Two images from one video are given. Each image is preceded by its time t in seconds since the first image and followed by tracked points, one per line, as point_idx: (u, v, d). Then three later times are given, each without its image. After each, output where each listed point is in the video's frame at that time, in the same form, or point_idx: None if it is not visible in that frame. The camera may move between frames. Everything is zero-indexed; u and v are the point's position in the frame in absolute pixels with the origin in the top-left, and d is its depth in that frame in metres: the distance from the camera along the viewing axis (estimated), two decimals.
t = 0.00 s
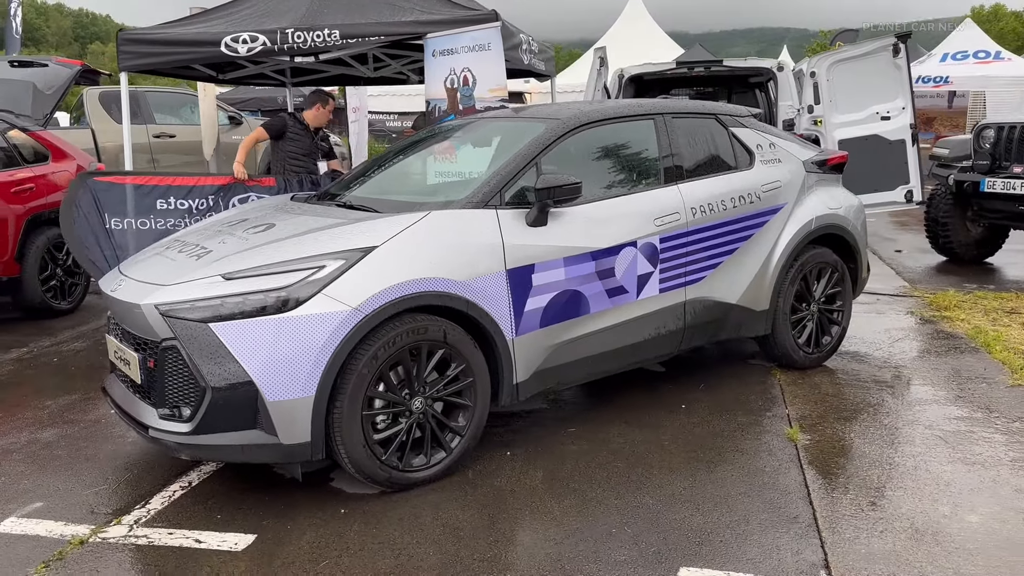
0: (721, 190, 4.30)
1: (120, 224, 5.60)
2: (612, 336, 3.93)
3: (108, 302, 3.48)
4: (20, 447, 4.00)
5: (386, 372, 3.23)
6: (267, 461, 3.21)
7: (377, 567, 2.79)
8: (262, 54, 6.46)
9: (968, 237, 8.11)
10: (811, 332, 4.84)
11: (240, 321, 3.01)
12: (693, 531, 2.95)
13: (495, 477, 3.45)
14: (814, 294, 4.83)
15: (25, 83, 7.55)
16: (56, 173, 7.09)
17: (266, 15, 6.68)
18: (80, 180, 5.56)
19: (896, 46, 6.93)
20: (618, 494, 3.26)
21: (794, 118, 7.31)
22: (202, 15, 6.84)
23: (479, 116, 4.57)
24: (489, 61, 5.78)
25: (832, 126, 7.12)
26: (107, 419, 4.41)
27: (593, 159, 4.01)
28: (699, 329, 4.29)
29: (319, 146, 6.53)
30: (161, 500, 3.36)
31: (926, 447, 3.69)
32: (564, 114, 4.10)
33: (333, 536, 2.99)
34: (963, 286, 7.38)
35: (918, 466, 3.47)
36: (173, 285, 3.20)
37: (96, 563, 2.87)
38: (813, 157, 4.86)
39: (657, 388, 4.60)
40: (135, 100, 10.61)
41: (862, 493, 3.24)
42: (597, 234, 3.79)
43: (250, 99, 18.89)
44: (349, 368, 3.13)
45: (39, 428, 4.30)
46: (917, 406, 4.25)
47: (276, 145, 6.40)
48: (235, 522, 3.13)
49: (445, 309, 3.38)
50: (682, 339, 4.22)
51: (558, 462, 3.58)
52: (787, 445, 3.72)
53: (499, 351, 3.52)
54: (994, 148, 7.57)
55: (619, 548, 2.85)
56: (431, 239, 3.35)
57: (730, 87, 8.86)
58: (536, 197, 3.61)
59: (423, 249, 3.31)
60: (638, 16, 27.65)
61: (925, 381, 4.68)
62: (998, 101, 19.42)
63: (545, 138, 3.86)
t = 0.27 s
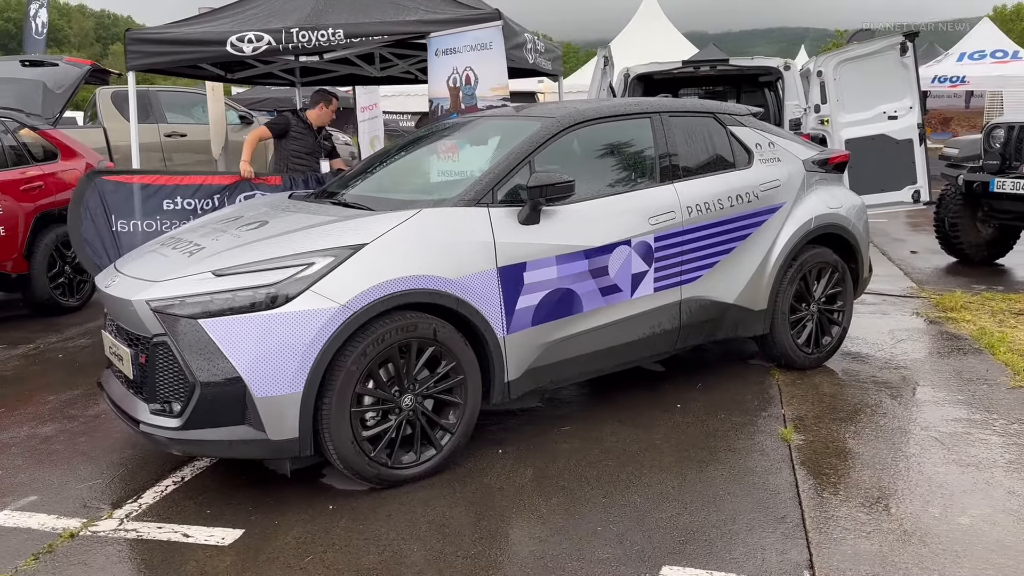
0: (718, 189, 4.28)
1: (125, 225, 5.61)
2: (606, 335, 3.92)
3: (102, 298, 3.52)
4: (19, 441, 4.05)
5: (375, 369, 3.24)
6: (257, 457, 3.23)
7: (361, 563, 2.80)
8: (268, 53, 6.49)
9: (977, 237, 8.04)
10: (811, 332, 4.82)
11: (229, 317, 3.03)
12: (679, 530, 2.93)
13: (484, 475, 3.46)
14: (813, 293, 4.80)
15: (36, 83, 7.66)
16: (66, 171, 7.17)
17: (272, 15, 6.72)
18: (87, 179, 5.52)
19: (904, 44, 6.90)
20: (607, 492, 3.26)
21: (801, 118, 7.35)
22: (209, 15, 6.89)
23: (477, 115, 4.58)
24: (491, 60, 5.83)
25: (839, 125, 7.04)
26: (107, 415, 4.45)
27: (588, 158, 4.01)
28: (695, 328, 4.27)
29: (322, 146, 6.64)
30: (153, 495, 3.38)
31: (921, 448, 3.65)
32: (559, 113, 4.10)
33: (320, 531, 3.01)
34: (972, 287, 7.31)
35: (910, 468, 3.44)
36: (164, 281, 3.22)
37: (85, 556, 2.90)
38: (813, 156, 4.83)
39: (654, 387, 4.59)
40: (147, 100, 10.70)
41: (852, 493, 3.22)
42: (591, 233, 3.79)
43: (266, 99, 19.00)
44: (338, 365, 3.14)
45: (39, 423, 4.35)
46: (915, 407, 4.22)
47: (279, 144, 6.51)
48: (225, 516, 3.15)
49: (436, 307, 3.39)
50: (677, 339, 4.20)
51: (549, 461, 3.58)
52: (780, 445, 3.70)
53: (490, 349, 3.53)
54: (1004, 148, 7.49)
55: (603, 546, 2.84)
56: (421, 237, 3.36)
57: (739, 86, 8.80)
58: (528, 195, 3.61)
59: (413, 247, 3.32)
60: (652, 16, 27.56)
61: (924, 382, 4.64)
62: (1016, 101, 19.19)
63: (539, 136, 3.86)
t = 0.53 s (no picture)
0: (716, 188, 4.27)
1: (129, 219, 5.71)
2: (601, 334, 3.92)
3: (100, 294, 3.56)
4: (21, 435, 4.11)
5: (365, 366, 3.26)
6: (248, 453, 3.26)
7: (347, 558, 2.81)
8: (275, 53, 6.54)
9: (989, 238, 7.96)
10: (811, 333, 4.79)
11: (220, 314, 3.06)
12: (664, 529, 2.93)
13: (475, 473, 3.47)
14: (814, 294, 4.77)
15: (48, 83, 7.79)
16: (77, 169, 7.26)
17: (279, 15, 6.77)
18: (94, 172, 5.64)
19: (913, 44, 6.84)
20: (596, 492, 3.25)
21: (809, 117, 7.18)
22: (218, 16, 6.95)
23: (476, 113, 4.59)
24: (495, 60, 5.84)
25: (848, 125, 7.00)
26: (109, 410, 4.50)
27: (584, 156, 4.00)
28: (692, 328, 4.26)
29: (328, 145, 6.71)
30: (147, 489, 3.42)
31: (915, 450, 3.62)
32: (556, 112, 4.10)
33: (309, 527, 3.03)
34: (982, 288, 7.23)
35: (904, 469, 3.41)
36: (158, 278, 3.26)
37: (77, 549, 2.94)
38: (815, 156, 4.81)
39: (652, 387, 4.58)
40: (160, 100, 10.81)
41: (842, 495, 3.20)
42: (585, 232, 3.79)
43: (283, 99, 19.12)
44: (328, 362, 3.17)
45: (42, 417, 4.41)
46: (914, 408, 4.19)
47: (285, 143, 6.57)
48: (216, 511, 3.19)
49: (428, 304, 3.40)
50: (674, 338, 4.20)
51: (541, 459, 3.58)
52: (773, 446, 3.68)
53: (482, 347, 3.54)
54: (1016, 148, 7.34)
55: (587, 545, 2.85)
56: (413, 235, 3.38)
57: (750, 86, 8.72)
58: (521, 193, 3.62)
59: (405, 245, 3.34)
60: (668, 16, 27.43)
61: (926, 383, 4.60)
62: None
63: (534, 136, 3.87)
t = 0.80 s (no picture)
0: (715, 190, 4.25)
1: (136, 214, 5.72)
2: (597, 335, 3.92)
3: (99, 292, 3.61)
4: (25, 431, 4.16)
5: (357, 366, 3.28)
6: (241, 451, 3.28)
7: (335, 556, 2.83)
8: (283, 54, 6.58)
9: (1003, 240, 7.86)
10: (814, 335, 4.76)
11: (212, 313, 3.08)
12: (652, 531, 2.92)
13: (468, 473, 3.47)
14: (817, 296, 4.75)
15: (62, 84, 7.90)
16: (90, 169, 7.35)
17: (289, 16, 6.82)
18: (103, 166, 5.64)
19: (925, 44, 6.74)
20: (587, 493, 3.25)
21: (819, 118, 7.19)
22: (228, 17, 7.00)
23: (477, 114, 4.60)
24: (500, 60, 5.84)
25: (858, 126, 6.95)
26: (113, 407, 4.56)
27: (582, 157, 4.00)
28: (691, 329, 4.24)
29: (335, 145, 6.77)
30: (143, 485, 3.46)
31: (913, 454, 3.59)
32: (554, 113, 4.10)
33: (299, 525, 3.05)
34: (995, 291, 7.14)
35: (899, 474, 3.38)
36: (154, 277, 3.29)
37: (70, 544, 2.98)
38: (818, 157, 4.77)
39: (651, 388, 4.57)
40: (176, 100, 10.92)
41: (835, 499, 3.17)
42: (581, 233, 3.79)
43: (302, 98, 19.22)
44: (320, 361, 3.19)
45: (47, 413, 4.47)
46: (915, 412, 4.14)
47: (292, 143, 6.62)
48: (209, 508, 3.22)
49: (421, 304, 3.42)
50: (672, 339, 4.18)
51: (534, 460, 3.59)
52: (769, 449, 3.66)
53: (476, 347, 3.54)
54: None
55: (573, 546, 2.84)
56: (407, 236, 3.39)
57: (763, 86, 8.63)
58: (516, 194, 3.62)
59: (398, 246, 3.35)
60: (687, 15, 27.30)
61: (929, 387, 4.55)
62: None
63: (530, 137, 3.87)
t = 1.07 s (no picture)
0: (715, 194, 4.22)
1: (153, 223, 5.83)
2: (594, 340, 3.91)
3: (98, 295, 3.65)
4: (29, 431, 4.22)
5: (350, 370, 3.29)
6: (235, 454, 3.31)
7: (323, 560, 2.85)
8: (293, 57, 6.62)
9: (1019, 244, 7.76)
10: (818, 340, 4.72)
11: (205, 317, 3.10)
12: (641, 539, 2.91)
13: (461, 478, 3.48)
14: (820, 301, 4.71)
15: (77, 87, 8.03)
16: (103, 170, 7.44)
17: (299, 19, 6.86)
18: (119, 177, 5.79)
19: (937, 46, 6.74)
20: (578, 499, 3.24)
21: (829, 121, 6.97)
22: (239, 20, 7.05)
23: (477, 119, 4.61)
24: (505, 63, 5.86)
25: (870, 129, 6.85)
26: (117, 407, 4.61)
27: (580, 162, 3.99)
28: (690, 334, 4.22)
29: (343, 148, 6.79)
30: (140, 487, 3.50)
31: (911, 462, 3.55)
32: (552, 117, 4.09)
33: (290, 528, 3.07)
34: (1009, 296, 7.05)
35: (896, 483, 3.34)
36: (149, 281, 3.32)
37: (64, 545, 3.02)
38: (824, 161, 4.73)
39: (651, 393, 4.55)
40: (191, 102, 11.02)
41: (828, 508, 3.15)
42: (577, 238, 3.78)
43: (320, 100, 19.33)
44: (312, 366, 3.21)
45: (52, 413, 4.52)
46: (917, 420, 4.10)
47: (300, 145, 6.66)
48: (202, 510, 3.24)
49: (415, 309, 3.43)
50: (670, 345, 4.16)
51: (528, 465, 3.59)
52: (765, 456, 3.63)
53: (470, 352, 3.55)
54: None
55: (560, 553, 2.84)
56: (400, 240, 3.40)
57: (776, 87, 8.51)
58: (511, 199, 3.62)
59: (391, 251, 3.36)
60: (705, 16, 27.18)
61: (934, 394, 4.50)
62: None
63: (527, 141, 3.86)
